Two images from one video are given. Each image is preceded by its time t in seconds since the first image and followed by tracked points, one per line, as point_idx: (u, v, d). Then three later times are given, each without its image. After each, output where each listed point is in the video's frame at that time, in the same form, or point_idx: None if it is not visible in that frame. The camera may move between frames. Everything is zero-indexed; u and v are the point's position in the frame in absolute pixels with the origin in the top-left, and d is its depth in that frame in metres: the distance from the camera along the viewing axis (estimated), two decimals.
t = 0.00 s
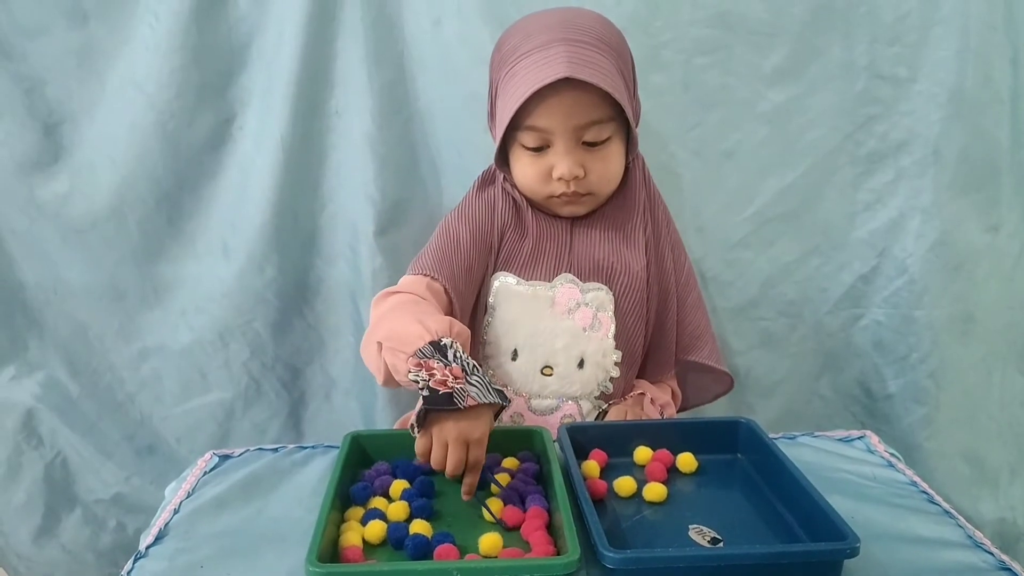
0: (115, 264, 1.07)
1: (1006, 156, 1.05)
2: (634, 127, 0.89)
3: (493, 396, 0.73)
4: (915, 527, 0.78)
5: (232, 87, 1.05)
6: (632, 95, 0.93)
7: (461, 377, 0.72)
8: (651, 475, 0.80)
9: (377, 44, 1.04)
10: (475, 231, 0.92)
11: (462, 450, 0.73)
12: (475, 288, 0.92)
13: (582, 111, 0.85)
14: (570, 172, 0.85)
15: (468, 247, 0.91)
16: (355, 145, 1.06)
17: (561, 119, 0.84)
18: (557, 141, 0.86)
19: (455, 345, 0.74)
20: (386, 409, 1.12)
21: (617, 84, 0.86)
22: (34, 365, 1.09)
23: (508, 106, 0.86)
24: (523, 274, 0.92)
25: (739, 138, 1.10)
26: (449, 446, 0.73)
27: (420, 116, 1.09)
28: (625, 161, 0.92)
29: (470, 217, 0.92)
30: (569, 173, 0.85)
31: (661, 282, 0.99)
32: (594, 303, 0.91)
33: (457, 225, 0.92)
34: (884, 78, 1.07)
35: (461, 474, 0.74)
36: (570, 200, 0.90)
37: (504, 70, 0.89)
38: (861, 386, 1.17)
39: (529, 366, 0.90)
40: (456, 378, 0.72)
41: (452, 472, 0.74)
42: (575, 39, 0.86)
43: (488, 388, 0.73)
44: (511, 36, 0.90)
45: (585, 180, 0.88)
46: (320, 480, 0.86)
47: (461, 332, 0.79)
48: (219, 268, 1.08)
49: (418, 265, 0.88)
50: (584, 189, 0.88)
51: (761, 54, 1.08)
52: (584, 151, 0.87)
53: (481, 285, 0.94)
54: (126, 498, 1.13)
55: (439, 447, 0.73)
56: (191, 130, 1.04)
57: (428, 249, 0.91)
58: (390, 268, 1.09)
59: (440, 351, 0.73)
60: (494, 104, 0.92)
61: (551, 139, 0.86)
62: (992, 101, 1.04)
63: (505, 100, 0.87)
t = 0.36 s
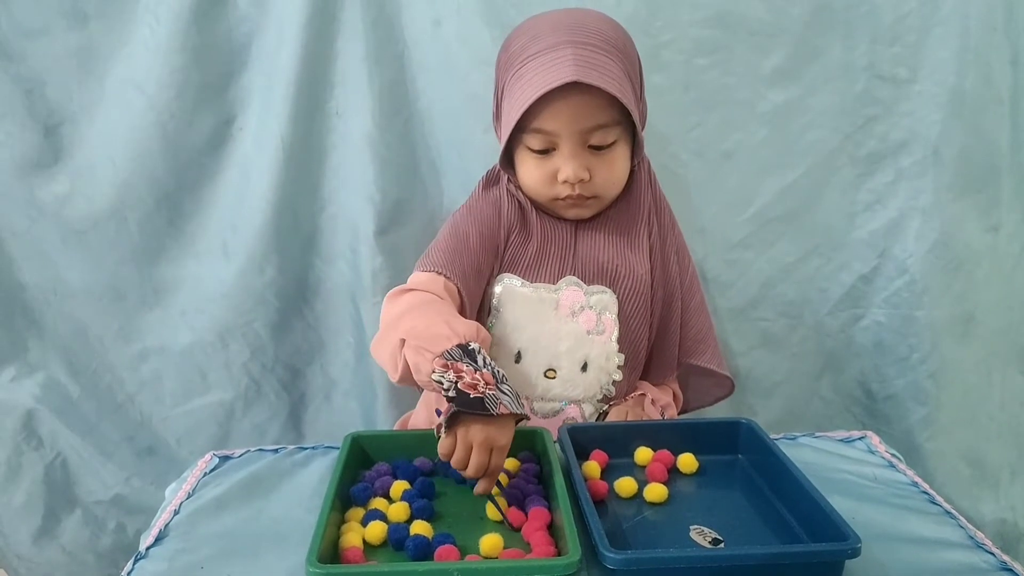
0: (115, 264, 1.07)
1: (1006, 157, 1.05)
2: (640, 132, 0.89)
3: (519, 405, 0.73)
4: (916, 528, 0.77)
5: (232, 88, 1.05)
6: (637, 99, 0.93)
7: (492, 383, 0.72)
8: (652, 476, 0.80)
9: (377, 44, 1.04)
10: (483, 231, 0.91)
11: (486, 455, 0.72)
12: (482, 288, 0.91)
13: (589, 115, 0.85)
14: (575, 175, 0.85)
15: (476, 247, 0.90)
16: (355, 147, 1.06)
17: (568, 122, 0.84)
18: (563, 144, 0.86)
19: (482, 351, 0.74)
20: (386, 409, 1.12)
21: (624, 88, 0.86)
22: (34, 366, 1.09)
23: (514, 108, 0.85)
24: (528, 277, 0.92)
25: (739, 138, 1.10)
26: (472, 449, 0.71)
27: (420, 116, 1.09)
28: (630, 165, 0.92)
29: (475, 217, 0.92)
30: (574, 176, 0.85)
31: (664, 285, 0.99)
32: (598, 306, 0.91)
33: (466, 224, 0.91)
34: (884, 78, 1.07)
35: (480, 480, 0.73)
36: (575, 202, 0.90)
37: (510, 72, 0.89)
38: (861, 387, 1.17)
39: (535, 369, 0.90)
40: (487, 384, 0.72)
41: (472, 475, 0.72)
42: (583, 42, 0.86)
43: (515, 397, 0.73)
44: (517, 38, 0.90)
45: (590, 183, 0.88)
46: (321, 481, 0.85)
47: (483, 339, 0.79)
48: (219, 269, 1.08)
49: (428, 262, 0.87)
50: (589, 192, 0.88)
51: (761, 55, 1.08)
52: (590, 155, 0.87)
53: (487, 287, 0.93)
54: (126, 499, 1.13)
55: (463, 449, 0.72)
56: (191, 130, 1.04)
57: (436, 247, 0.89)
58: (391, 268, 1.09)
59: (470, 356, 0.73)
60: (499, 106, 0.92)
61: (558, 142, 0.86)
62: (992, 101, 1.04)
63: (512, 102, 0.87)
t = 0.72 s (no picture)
0: (115, 264, 1.07)
1: (1006, 156, 1.05)
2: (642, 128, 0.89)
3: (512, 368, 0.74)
4: (917, 526, 0.77)
5: (232, 89, 1.05)
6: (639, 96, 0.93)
7: (483, 348, 0.73)
8: (652, 475, 0.79)
9: (377, 44, 1.04)
10: (484, 223, 0.92)
11: (479, 417, 0.72)
12: (484, 277, 0.92)
13: (592, 111, 0.85)
14: (578, 172, 0.85)
15: (478, 237, 0.91)
16: (356, 146, 1.06)
17: (570, 118, 0.84)
18: (566, 140, 0.86)
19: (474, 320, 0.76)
20: (387, 409, 1.12)
21: (627, 85, 0.86)
22: (35, 366, 1.09)
23: (518, 105, 0.86)
24: (530, 271, 0.93)
25: (739, 138, 1.10)
26: (466, 412, 0.72)
27: (421, 116, 1.09)
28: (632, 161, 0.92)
29: (478, 210, 0.92)
30: (577, 172, 0.85)
31: (665, 282, 0.99)
32: (600, 300, 0.91)
33: (468, 217, 0.92)
34: (885, 78, 1.07)
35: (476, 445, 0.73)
36: (578, 199, 0.90)
37: (513, 70, 0.89)
38: (862, 386, 1.17)
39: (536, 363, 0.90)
40: (477, 349, 0.73)
41: (468, 439, 0.72)
42: (585, 40, 0.86)
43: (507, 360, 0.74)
44: (520, 37, 0.90)
45: (593, 179, 0.88)
46: (321, 481, 0.85)
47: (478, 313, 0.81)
48: (220, 269, 1.08)
49: (430, 250, 0.88)
50: (592, 188, 0.88)
51: (761, 55, 1.08)
52: (593, 151, 0.87)
53: (489, 277, 0.94)
54: (127, 499, 1.13)
55: (455, 414, 0.72)
56: (191, 131, 1.04)
57: (439, 237, 0.90)
58: (391, 268, 1.09)
59: (461, 324, 0.75)
60: (502, 104, 0.92)
61: (561, 139, 0.86)
62: (992, 101, 1.04)
63: (515, 99, 0.87)
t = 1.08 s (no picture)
0: (115, 263, 1.07)
1: (1008, 153, 1.05)
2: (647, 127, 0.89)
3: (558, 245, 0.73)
4: (920, 524, 0.77)
5: (233, 88, 1.05)
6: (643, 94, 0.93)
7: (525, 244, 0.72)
8: (654, 472, 0.79)
9: (378, 42, 1.04)
10: (486, 218, 0.92)
11: (569, 281, 0.69)
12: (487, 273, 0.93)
13: (600, 109, 0.84)
14: (585, 169, 0.85)
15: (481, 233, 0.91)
16: (356, 145, 1.06)
17: (578, 116, 0.84)
18: (573, 138, 0.85)
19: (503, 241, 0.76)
20: (389, 408, 1.12)
21: (633, 84, 0.86)
22: (36, 366, 1.09)
23: (525, 104, 0.85)
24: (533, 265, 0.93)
25: (740, 135, 1.10)
26: (556, 285, 0.68)
27: (422, 114, 1.09)
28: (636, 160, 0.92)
29: (481, 206, 0.93)
30: (584, 170, 0.85)
31: (666, 279, 0.99)
32: (603, 295, 0.91)
33: (470, 213, 0.92)
34: (887, 75, 1.07)
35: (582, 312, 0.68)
36: (583, 196, 0.90)
37: (519, 69, 0.89)
38: (864, 384, 1.17)
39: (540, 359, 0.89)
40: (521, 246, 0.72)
41: (574, 309, 0.68)
42: (592, 38, 0.86)
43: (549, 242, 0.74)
44: (526, 35, 0.90)
45: (599, 177, 0.87)
46: (323, 479, 0.85)
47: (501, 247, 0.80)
48: (220, 268, 1.08)
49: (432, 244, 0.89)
50: (598, 186, 0.88)
51: (762, 52, 1.08)
52: (599, 149, 0.86)
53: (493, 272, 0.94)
54: (128, 498, 1.13)
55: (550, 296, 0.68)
56: (192, 130, 1.04)
57: (442, 235, 0.92)
58: (392, 267, 1.09)
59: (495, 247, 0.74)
60: (508, 103, 0.92)
61: (568, 137, 0.86)
62: (993, 97, 1.04)
63: (522, 97, 0.86)
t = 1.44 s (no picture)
0: (117, 259, 1.07)
1: (1011, 148, 1.05)
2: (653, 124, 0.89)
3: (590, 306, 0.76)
4: (923, 519, 0.77)
5: (234, 83, 1.04)
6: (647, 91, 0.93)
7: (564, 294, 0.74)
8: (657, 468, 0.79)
9: (380, 38, 1.04)
10: (495, 211, 0.90)
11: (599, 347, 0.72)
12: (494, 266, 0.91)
13: (608, 107, 0.84)
14: (593, 167, 0.85)
15: (490, 226, 0.89)
16: (359, 140, 1.06)
17: (587, 114, 0.84)
18: (580, 136, 0.85)
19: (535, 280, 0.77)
20: (391, 403, 1.12)
21: (641, 82, 0.86)
22: (38, 362, 1.09)
23: (533, 101, 0.85)
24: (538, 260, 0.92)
25: (742, 131, 1.10)
26: (589, 344, 0.71)
27: (423, 110, 1.08)
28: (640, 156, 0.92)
29: (487, 199, 0.90)
30: (590, 168, 0.85)
31: (669, 275, 0.98)
32: (607, 290, 0.91)
33: (478, 206, 0.90)
34: (889, 69, 1.07)
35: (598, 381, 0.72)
36: (589, 193, 0.90)
37: (526, 65, 0.88)
38: (866, 379, 1.17)
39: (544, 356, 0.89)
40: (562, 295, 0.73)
41: (595, 371, 0.71)
42: (599, 36, 0.86)
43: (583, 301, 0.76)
44: (533, 31, 0.89)
45: (605, 174, 0.87)
46: (325, 475, 0.85)
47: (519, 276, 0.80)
48: (222, 264, 1.08)
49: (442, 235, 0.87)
50: (604, 183, 0.88)
51: (765, 47, 1.07)
52: (606, 147, 0.86)
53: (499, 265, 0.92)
54: (131, 494, 1.13)
55: (584, 356, 0.70)
56: (193, 125, 1.04)
57: (450, 224, 0.89)
58: (394, 263, 1.09)
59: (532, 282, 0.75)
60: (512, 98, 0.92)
61: (575, 134, 0.85)
62: (996, 92, 1.04)
63: (529, 94, 0.86)
